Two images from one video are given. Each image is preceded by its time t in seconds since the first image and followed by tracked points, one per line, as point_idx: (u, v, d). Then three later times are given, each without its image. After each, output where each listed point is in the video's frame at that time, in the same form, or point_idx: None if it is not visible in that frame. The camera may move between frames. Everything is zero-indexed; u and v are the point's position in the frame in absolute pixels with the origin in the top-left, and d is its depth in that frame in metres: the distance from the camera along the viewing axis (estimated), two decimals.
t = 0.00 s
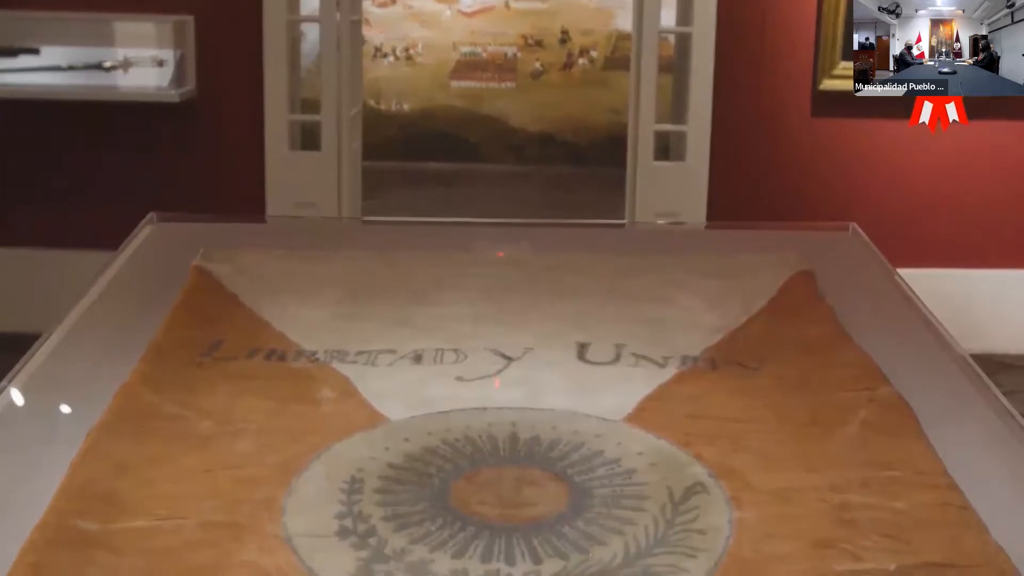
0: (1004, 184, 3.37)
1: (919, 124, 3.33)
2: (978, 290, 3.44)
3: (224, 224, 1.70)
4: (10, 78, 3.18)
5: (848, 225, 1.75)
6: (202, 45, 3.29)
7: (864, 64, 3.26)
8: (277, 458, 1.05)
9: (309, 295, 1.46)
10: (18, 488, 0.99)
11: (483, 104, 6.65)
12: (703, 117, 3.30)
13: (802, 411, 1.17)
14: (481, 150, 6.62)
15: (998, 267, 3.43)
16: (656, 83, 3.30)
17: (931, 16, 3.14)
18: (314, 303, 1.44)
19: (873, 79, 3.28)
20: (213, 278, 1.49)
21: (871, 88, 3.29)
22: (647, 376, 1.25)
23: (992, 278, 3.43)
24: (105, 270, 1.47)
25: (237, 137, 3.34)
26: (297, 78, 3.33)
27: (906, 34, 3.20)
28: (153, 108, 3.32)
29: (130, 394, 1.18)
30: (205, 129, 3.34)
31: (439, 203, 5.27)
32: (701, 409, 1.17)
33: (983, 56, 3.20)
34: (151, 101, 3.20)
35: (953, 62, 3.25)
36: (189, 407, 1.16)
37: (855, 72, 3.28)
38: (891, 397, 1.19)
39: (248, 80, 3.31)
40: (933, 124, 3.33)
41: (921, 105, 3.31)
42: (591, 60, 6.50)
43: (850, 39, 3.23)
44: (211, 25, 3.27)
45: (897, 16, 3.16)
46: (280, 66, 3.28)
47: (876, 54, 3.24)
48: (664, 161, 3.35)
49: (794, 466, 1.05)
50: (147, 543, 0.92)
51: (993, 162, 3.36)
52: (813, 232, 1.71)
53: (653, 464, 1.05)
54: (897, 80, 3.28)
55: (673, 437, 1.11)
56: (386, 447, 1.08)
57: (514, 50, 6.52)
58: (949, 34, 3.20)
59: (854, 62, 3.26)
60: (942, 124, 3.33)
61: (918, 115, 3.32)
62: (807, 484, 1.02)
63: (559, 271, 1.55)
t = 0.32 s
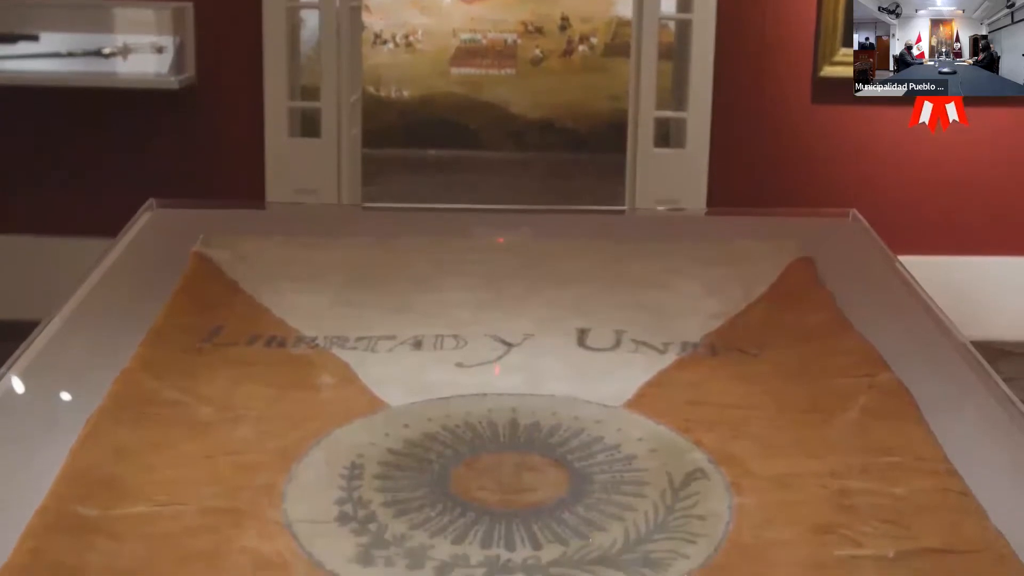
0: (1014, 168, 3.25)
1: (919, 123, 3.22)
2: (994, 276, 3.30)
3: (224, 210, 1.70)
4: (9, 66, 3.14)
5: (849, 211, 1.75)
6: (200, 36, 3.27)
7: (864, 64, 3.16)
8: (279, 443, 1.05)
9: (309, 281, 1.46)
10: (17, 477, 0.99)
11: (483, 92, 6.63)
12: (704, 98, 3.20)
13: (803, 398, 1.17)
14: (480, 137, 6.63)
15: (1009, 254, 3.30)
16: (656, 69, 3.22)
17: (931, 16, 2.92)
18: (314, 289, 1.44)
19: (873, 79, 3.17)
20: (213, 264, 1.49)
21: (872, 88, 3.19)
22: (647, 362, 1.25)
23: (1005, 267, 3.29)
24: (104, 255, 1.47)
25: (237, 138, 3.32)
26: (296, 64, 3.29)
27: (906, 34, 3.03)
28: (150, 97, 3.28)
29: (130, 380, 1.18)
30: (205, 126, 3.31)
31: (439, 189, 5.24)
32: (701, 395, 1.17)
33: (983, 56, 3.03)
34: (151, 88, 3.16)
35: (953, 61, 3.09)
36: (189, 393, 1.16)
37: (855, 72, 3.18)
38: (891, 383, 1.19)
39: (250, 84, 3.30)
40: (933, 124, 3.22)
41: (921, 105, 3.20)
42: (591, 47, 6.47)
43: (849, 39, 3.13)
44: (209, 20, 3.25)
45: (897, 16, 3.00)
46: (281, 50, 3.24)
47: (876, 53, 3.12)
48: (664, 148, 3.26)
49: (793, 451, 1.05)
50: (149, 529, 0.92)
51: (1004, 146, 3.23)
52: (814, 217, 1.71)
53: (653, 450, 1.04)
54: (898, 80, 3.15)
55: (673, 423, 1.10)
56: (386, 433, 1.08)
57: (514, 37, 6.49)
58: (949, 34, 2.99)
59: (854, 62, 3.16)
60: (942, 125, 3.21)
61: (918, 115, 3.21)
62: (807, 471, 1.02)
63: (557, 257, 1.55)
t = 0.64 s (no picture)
0: None
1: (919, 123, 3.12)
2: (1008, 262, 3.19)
3: (224, 195, 1.70)
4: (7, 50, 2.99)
5: (850, 195, 1.74)
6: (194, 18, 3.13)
7: (864, 64, 3.06)
8: (280, 427, 1.05)
9: (309, 266, 1.46)
10: (15, 463, 0.98)
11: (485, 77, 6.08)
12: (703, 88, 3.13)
13: (803, 382, 1.17)
14: (479, 123, 6.15)
15: None
16: (657, 54, 3.19)
17: (931, 16, 2.70)
18: (314, 274, 1.44)
19: (873, 79, 3.07)
20: (212, 248, 1.49)
21: (872, 88, 3.09)
22: (647, 346, 1.25)
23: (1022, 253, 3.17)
24: (104, 240, 1.47)
25: (237, 138, 3.15)
26: (295, 51, 3.16)
27: (907, 34, 2.83)
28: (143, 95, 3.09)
29: (130, 364, 1.18)
30: (204, 126, 3.13)
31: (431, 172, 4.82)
32: (701, 378, 1.17)
33: (984, 56, 2.78)
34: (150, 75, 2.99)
35: (954, 61, 2.89)
36: (189, 377, 1.16)
37: (855, 72, 3.10)
38: (891, 367, 1.19)
39: (249, 85, 3.13)
40: (933, 125, 3.12)
41: (921, 105, 3.10)
42: (592, 31, 6.08)
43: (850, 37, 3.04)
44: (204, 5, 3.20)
45: (897, 16, 2.81)
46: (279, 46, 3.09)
47: (876, 54, 3.00)
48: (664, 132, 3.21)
49: (793, 434, 1.05)
50: (149, 512, 0.92)
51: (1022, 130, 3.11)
52: (814, 203, 1.71)
53: (653, 434, 1.04)
54: (898, 81, 3.02)
55: (673, 406, 1.11)
56: (386, 417, 1.08)
57: (514, 22, 6.05)
58: (949, 34, 2.76)
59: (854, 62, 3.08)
60: (942, 126, 3.11)
61: (918, 115, 3.11)
62: (808, 455, 1.02)
63: (558, 241, 1.55)
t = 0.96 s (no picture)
0: None
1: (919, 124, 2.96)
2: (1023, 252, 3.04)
3: (224, 179, 1.69)
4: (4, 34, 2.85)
5: (850, 178, 1.74)
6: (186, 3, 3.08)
7: (864, 64, 2.91)
8: (279, 411, 1.05)
9: (309, 250, 1.45)
10: (14, 448, 0.97)
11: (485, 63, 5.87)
12: (704, 77, 2.97)
13: (803, 366, 1.17)
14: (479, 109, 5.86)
15: None
16: (657, 38, 3.03)
17: (931, 15, 2.59)
18: (314, 258, 1.44)
19: (873, 80, 2.92)
20: (213, 233, 1.49)
21: (872, 89, 2.93)
22: (647, 331, 1.25)
23: None
24: (103, 224, 1.46)
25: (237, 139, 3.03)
26: (295, 34, 3.04)
27: (907, 33, 2.70)
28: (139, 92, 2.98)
29: (129, 347, 1.18)
30: (203, 127, 3.01)
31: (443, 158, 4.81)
32: (702, 362, 1.17)
33: (983, 56, 2.65)
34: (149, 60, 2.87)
35: (953, 61, 2.74)
36: (188, 361, 1.16)
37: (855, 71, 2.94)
38: (891, 351, 1.19)
39: (250, 85, 3.01)
40: (933, 125, 2.96)
41: (920, 105, 2.94)
42: (592, 17, 5.87)
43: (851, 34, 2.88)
44: None
45: (897, 16, 2.69)
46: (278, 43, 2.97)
47: (877, 54, 2.86)
48: (664, 118, 3.06)
49: (793, 416, 1.06)
50: (149, 496, 0.91)
51: None
52: (816, 187, 1.70)
53: (653, 418, 1.04)
54: (897, 81, 2.85)
55: (673, 391, 1.10)
56: (385, 401, 1.08)
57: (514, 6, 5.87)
58: (949, 34, 2.63)
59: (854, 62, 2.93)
60: (943, 125, 2.96)
61: (917, 115, 2.95)
62: (807, 439, 1.02)
63: (557, 225, 1.54)
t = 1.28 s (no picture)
0: None
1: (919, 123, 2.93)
2: None
3: (224, 164, 1.69)
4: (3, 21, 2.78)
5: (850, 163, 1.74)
6: None
7: (864, 64, 2.85)
8: (279, 396, 1.05)
9: (309, 234, 1.45)
10: (16, 433, 0.97)
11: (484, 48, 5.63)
12: (704, 64, 2.93)
13: (803, 351, 1.17)
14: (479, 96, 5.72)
15: None
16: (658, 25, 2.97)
17: (931, 16, 2.53)
18: (314, 243, 1.43)
19: (873, 80, 2.85)
20: (213, 218, 1.49)
21: (872, 88, 2.87)
22: (647, 316, 1.25)
23: None
24: (102, 210, 1.46)
25: (237, 138, 3.02)
26: (294, 20, 3.00)
27: (907, 34, 2.62)
28: (140, 79, 2.96)
29: (129, 332, 1.18)
30: (203, 127, 3.00)
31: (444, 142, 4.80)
32: (702, 348, 1.17)
33: (984, 56, 2.59)
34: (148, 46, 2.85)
35: (953, 61, 2.66)
36: (188, 346, 1.16)
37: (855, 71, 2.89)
38: (892, 337, 1.19)
39: (249, 82, 3.00)
40: (932, 125, 2.93)
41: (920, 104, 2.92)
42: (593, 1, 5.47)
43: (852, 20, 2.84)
44: None
45: (897, 16, 2.60)
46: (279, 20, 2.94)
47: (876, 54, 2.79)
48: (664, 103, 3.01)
49: (793, 402, 1.06)
50: (150, 481, 0.92)
51: None
52: (816, 172, 1.70)
53: (653, 403, 1.04)
54: (897, 80, 2.76)
55: (673, 375, 1.10)
56: (385, 386, 1.08)
57: None
58: (949, 34, 2.57)
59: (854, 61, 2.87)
60: (942, 125, 2.93)
61: (917, 115, 2.92)
62: (807, 424, 1.02)
63: (556, 210, 1.54)
